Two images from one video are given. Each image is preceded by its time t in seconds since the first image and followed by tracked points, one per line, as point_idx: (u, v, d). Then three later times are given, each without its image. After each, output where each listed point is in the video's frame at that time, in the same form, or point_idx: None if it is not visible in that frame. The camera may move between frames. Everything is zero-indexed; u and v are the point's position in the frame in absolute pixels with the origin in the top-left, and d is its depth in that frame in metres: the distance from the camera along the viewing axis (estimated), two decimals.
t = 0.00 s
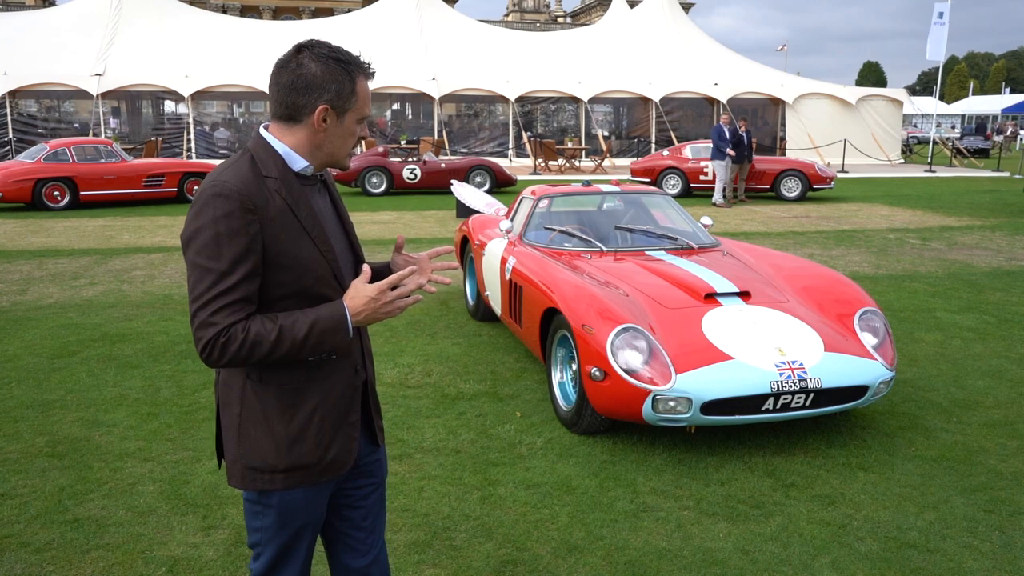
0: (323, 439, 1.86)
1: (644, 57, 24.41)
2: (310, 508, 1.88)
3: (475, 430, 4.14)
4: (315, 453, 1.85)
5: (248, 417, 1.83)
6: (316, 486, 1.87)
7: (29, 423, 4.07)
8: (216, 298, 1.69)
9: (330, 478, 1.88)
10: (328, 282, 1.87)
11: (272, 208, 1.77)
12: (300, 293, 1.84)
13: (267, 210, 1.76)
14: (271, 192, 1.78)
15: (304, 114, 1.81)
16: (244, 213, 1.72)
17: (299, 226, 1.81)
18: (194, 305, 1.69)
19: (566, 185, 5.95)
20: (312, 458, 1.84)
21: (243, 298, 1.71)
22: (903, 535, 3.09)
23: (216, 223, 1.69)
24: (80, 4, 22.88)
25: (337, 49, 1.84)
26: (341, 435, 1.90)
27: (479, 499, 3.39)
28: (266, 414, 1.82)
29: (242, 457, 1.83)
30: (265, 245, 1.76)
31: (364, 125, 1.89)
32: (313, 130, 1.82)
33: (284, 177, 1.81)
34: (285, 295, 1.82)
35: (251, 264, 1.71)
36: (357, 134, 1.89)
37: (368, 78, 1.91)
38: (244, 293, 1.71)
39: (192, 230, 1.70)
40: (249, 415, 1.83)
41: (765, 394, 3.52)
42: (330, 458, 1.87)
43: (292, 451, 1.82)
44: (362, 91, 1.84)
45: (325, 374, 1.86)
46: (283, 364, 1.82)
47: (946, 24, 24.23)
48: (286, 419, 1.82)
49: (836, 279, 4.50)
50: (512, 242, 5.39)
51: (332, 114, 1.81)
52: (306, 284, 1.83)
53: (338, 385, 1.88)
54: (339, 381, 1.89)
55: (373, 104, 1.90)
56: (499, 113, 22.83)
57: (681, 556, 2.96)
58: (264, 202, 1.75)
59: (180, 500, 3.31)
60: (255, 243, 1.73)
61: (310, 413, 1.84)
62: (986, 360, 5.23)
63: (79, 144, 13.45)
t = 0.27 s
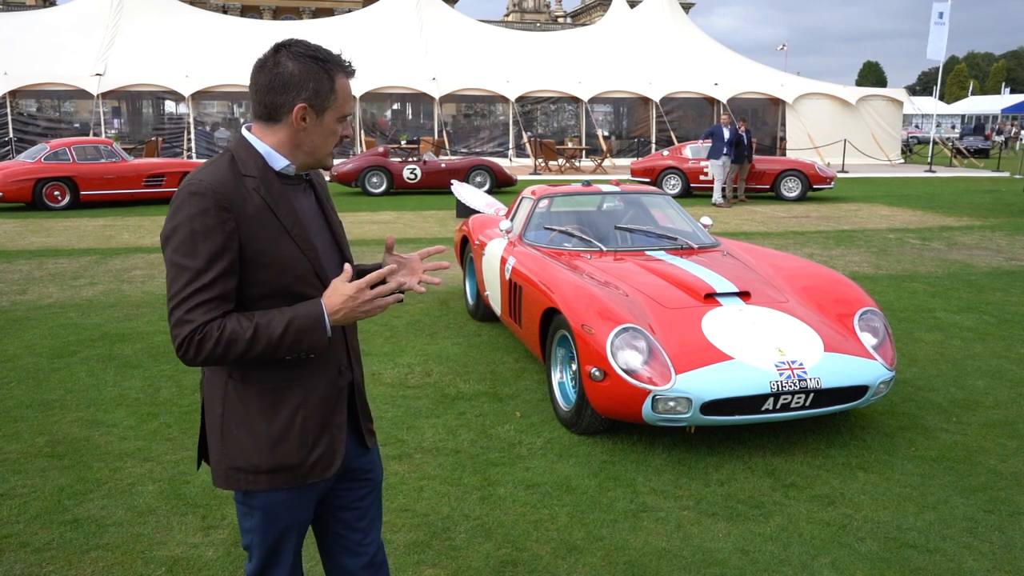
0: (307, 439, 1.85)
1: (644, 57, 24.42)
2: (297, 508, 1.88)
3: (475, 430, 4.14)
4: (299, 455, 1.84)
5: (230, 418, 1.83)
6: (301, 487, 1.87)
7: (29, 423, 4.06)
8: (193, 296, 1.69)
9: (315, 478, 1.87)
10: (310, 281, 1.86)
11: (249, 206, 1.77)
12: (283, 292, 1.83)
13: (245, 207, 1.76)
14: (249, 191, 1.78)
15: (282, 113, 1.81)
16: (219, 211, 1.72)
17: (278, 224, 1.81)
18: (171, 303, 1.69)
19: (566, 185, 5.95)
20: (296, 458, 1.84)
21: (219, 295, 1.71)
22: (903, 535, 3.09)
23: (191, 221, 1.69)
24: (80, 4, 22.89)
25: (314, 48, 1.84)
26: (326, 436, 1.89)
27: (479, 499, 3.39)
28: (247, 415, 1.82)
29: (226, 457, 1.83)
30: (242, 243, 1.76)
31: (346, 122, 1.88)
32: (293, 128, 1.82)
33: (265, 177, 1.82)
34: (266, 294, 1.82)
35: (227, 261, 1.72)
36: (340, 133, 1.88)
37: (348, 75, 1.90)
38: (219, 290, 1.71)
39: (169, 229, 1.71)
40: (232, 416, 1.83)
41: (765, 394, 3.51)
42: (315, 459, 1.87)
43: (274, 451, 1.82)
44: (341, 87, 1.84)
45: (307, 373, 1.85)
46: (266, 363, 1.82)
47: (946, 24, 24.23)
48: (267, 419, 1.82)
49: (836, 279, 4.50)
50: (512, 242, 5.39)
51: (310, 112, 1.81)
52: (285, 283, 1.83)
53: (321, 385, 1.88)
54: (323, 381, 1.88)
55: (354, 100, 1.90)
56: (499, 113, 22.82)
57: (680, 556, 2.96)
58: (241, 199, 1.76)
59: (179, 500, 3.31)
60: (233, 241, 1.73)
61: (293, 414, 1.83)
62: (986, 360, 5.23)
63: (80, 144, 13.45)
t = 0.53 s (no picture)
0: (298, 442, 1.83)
1: (644, 57, 24.41)
2: (291, 510, 1.88)
3: (474, 430, 4.14)
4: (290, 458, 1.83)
5: (221, 420, 1.84)
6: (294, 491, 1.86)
7: (28, 423, 4.06)
8: (176, 297, 1.69)
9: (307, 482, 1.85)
10: (299, 281, 1.85)
11: (234, 207, 1.77)
12: (272, 293, 1.83)
13: (230, 207, 1.76)
14: (234, 191, 1.78)
15: (268, 111, 1.80)
16: (203, 212, 1.72)
17: (263, 225, 1.80)
18: (156, 304, 1.70)
19: (565, 185, 5.95)
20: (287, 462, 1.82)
21: (203, 296, 1.71)
22: (903, 536, 3.09)
23: (175, 223, 1.70)
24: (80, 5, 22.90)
25: (300, 46, 1.84)
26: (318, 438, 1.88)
27: (478, 499, 3.39)
28: (235, 417, 1.82)
29: (218, 459, 1.84)
30: (227, 244, 1.76)
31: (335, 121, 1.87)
32: (281, 127, 1.82)
33: (252, 177, 1.81)
34: (255, 296, 1.82)
35: (211, 262, 1.72)
36: (329, 131, 1.87)
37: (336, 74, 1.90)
38: (202, 290, 1.71)
39: (155, 231, 1.72)
40: (223, 417, 1.84)
41: (765, 394, 3.51)
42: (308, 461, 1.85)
43: (266, 453, 1.81)
44: (329, 85, 1.84)
45: (295, 375, 1.84)
46: (255, 364, 1.81)
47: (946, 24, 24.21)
48: (255, 422, 1.81)
49: (836, 279, 4.50)
50: (512, 242, 5.38)
51: (298, 110, 1.80)
52: (274, 283, 1.82)
53: (311, 387, 1.86)
54: (312, 382, 1.86)
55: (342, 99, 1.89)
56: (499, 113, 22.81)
57: (679, 557, 2.96)
58: (226, 200, 1.76)
59: (178, 500, 3.30)
60: (217, 242, 1.73)
61: (282, 416, 1.82)
62: (986, 360, 5.22)
63: (79, 144, 13.46)
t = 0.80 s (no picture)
0: (294, 443, 1.82)
1: (644, 57, 24.42)
2: (288, 513, 1.87)
3: (474, 430, 4.14)
4: (286, 460, 1.82)
5: (216, 421, 1.84)
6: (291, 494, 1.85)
7: (28, 423, 4.06)
8: (168, 298, 1.70)
9: (303, 484, 1.84)
10: (293, 282, 1.84)
11: (227, 208, 1.77)
12: (266, 293, 1.83)
13: (222, 209, 1.76)
14: (226, 192, 1.78)
15: (260, 112, 1.80)
16: (195, 213, 1.72)
17: (257, 226, 1.79)
18: (149, 306, 1.70)
19: (565, 185, 5.94)
20: (283, 464, 1.81)
21: (195, 297, 1.71)
22: (903, 536, 3.08)
23: (167, 225, 1.70)
24: (80, 5, 22.90)
25: (295, 45, 1.84)
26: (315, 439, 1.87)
27: (478, 499, 3.38)
28: (231, 418, 1.82)
29: (214, 462, 1.84)
30: (221, 245, 1.76)
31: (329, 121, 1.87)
32: (273, 127, 1.81)
33: (244, 178, 1.81)
34: (250, 297, 1.82)
35: (204, 262, 1.72)
36: (322, 131, 1.85)
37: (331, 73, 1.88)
38: (195, 292, 1.71)
39: (148, 232, 1.72)
40: (219, 419, 1.84)
41: (765, 395, 3.51)
42: (305, 463, 1.85)
43: (262, 455, 1.81)
44: (323, 86, 1.83)
45: (289, 376, 1.83)
46: (250, 365, 1.81)
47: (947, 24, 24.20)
48: (251, 423, 1.81)
49: (836, 279, 4.49)
50: (512, 242, 5.38)
51: (291, 112, 1.80)
52: (269, 284, 1.82)
53: (306, 390, 1.85)
54: (307, 383, 1.85)
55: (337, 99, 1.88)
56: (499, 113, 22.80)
57: (679, 557, 2.95)
58: (218, 202, 1.76)
59: (178, 500, 3.30)
60: (209, 242, 1.73)
61: (277, 418, 1.81)
62: (987, 361, 5.22)
63: (79, 144, 13.48)
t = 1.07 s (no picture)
0: (289, 444, 1.82)
1: (644, 57, 24.42)
2: (284, 514, 1.87)
3: (475, 430, 4.13)
4: (281, 461, 1.82)
5: (210, 423, 1.83)
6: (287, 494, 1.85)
7: (28, 423, 4.06)
8: (163, 300, 1.70)
9: (298, 485, 1.84)
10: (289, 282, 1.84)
11: (223, 208, 1.76)
12: (262, 294, 1.82)
13: (216, 209, 1.75)
14: (221, 193, 1.77)
15: (253, 110, 1.80)
16: (190, 214, 1.72)
17: (253, 225, 1.79)
18: (143, 307, 1.70)
19: (565, 185, 5.94)
20: (278, 465, 1.82)
21: (190, 299, 1.71)
22: (904, 537, 3.08)
23: (162, 226, 1.70)
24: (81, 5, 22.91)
25: (286, 40, 1.85)
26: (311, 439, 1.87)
27: (478, 500, 3.38)
28: (225, 420, 1.82)
29: (208, 463, 1.83)
30: (217, 246, 1.75)
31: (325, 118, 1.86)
32: (267, 127, 1.82)
33: (239, 178, 1.81)
34: (245, 299, 1.81)
35: (198, 263, 1.71)
36: (317, 129, 1.84)
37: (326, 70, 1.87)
38: (189, 293, 1.70)
39: (144, 234, 1.72)
40: (213, 420, 1.83)
41: (765, 395, 3.50)
42: (301, 464, 1.85)
43: (257, 456, 1.80)
44: (317, 83, 1.82)
45: (285, 376, 1.83)
46: (245, 366, 1.81)
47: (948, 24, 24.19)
48: (246, 425, 1.81)
49: (836, 279, 4.49)
50: (512, 242, 5.38)
51: (281, 109, 1.80)
52: (265, 285, 1.81)
53: (302, 391, 1.85)
54: (303, 384, 1.85)
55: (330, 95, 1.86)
56: (499, 113, 22.79)
57: (680, 558, 2.95)
58: (213, 203, 1.75)
59: (178, 501, 3.30)
60: (205, 244, 1.73)
61: (272, 419, 1.81)
62: (988, 361, 5.21)
63: (80, 144, 13.48)
